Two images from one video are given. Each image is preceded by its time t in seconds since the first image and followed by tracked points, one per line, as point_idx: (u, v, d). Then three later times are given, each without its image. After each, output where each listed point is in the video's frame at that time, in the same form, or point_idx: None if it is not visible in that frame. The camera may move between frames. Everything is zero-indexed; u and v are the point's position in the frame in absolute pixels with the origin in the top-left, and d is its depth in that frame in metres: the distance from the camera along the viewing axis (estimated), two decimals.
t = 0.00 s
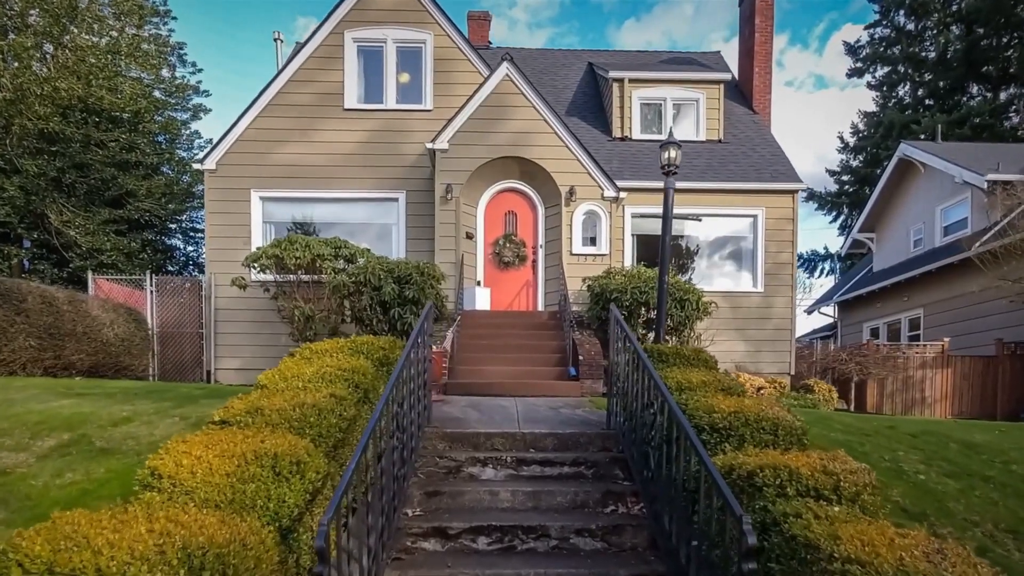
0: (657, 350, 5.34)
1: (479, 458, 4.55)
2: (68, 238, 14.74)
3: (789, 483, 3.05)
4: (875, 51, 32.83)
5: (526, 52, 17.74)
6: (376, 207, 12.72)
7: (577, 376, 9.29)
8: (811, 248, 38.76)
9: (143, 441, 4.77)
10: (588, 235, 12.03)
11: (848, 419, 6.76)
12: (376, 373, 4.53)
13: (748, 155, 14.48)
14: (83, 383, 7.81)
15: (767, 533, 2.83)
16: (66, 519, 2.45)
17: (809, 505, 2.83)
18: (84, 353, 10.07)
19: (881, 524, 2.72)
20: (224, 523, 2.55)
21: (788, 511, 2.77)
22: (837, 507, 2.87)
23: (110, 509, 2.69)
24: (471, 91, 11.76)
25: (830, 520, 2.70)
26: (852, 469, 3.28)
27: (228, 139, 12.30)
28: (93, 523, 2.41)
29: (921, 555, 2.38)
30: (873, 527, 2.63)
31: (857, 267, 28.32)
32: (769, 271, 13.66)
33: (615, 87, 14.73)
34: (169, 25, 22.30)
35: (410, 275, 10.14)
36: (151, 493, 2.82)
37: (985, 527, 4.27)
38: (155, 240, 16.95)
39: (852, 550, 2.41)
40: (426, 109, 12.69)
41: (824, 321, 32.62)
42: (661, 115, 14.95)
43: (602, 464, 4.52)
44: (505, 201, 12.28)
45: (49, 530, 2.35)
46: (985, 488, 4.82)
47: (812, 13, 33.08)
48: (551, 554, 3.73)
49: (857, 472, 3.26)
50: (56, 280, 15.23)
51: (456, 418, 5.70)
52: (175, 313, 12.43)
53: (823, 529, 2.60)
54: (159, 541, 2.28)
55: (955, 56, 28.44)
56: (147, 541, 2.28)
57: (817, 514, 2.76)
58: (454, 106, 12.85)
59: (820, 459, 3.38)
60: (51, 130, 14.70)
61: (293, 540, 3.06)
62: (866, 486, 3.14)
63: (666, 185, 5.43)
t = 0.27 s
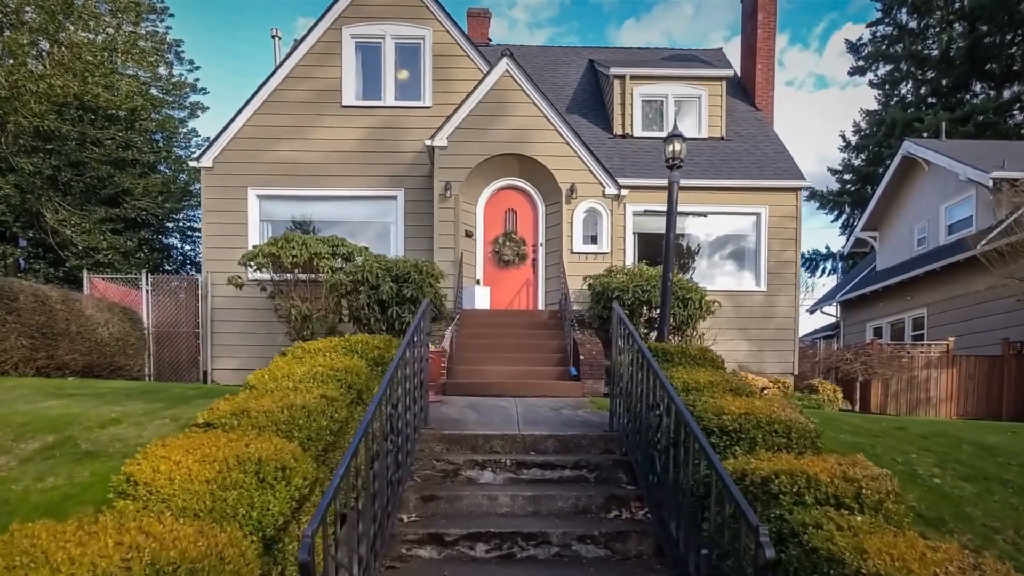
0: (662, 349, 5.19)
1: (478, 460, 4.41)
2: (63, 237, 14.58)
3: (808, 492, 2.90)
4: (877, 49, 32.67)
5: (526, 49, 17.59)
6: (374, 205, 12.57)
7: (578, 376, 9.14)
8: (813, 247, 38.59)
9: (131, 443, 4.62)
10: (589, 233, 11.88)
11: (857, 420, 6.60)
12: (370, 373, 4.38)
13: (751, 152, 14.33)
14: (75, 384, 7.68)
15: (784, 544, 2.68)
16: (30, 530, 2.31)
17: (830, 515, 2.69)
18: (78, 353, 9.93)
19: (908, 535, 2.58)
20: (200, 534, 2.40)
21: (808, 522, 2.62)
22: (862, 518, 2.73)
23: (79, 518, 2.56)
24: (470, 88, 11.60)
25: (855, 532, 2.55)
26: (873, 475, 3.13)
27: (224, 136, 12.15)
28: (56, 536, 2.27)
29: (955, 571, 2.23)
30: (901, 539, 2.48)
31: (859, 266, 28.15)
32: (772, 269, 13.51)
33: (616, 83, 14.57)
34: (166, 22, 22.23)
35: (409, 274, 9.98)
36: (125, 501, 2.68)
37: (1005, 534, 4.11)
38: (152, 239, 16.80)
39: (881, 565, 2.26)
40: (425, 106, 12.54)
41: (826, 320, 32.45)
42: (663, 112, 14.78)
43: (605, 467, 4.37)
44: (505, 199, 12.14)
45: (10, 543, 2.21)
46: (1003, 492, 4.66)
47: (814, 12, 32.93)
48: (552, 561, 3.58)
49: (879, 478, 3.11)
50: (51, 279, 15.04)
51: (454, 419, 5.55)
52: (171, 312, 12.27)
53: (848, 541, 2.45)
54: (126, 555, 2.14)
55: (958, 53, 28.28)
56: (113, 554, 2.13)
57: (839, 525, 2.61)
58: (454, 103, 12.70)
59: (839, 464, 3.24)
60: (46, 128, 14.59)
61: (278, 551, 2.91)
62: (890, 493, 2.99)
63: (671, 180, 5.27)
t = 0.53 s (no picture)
0: (667, 347, 5.01)
1: (474, 464, 4.23)
2: (58, 235, 14.41)
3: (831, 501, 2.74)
4: (879, 47, 32.47)
5: (526, 45, 17.40)
6: (371, 203, 12.38)
7: (579, 376, 8.95)
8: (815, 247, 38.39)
9: (114, 445, 4.45)
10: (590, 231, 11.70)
11: (868, 421, 6.42)
12: (362, 373, 4.22)
13: (755, 149, 14.14)
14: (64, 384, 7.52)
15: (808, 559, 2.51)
16: None
17: (858, 528, 2.52)
18: (70, 353, 9.75)
19: (946, 550, 2.41)
20: (166, 547, 2.25)
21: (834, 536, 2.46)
22: (892, 531, 2.56)
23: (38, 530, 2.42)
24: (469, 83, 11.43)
25: (887, 547, 2.39)
26: (901, 483, 2.95)
27: (220, 133, 11.98)
28: (8, 549, 2.12)
29: None
30: (939, 556, 2.31)
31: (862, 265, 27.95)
32: (776, 268, 13.32)
33: (618, 80, 14.38)
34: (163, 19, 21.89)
35: (406, 272, 9.82)
36: (89, 512, 2.54)
37: None
38: (149, 238, 16.62)
39: None
40: (423, 102, 12.37)
41: (829, 320, 32.24)
42: (664, 108, 14.59)
43: (608, 471, 4.19)
44: (504, 196, 11.95)
45: None
46: None
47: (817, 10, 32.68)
48: (552, 571, 3.40)
49: (907, 486, 2.94)
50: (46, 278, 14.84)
51: (451, 420, 5.37)
52: (165, 311, 12.09)
53: (882, 558, 2.28)
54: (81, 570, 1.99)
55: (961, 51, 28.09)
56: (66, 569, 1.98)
57: (868, 539, 2.44)
58: (452, 99, 12.51)
59: (862, 471, 3.06)
60: (41, 126, 14.47)
61: (254, 564, 2.76)
62: (920, 503, 2.82)
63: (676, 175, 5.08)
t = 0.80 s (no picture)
0: (671, 346, 4.87)
1: (472, 467, 4.10)
2: (53, 234, 14.28)
3: (853, 509, 2.61)
4: (881, 45, 32.31)
5: (526, 42, 17.26)
6: (369, 201, 12.24)
7: (580, 376, 8.81)
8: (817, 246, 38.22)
9: (99, 448, 4.31)
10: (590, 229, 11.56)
11: (876, 422, 6.28)
12: (355, 373, 4.09)
13: (757, 147, 14.00)
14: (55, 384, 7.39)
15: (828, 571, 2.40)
16: None
17: (883, 539, 2.40)
18: (63, 353, 9.61)
19: (977, 564, 2.29)
20: (133, 560, 2.12)
21: (858, 548, 2.34)
22: (921, 542, 2.44)
23: None
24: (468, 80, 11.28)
25: (916, 561, 2.26)
26: (924, 490, 2.83)
27: (216, 130, 11.85)
28: None
29: None
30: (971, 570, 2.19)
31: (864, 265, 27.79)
32: (778, 266, 13.18)
33: (618, 77, 14.24)
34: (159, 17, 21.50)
35: (404, 270, 9.69)
36: (54, 522, 2.41)
37: None
38: (145, 237, 16.49)
39: None
40: (422, 99, 12.23)
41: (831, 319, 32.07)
42: (666, 105, 14.44)
43: (610, 474, 4.06)
44: (504, 194, 11.80)
45: None
46: None
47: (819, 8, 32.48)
48: None
49: (931, 493, 2.81)
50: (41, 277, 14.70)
51: (448, 421, 5.23)
52: (161, 310, 11.95)
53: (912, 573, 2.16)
54: None
55: (964, 49, 27.94)
56: None
57: (895, 551, 2.32)
58: (451, 96, 12.37)
59: (883, 477, 2.94)
60: (36, 123, 14.35)
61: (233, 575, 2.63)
62: (946, 511, 2.70)
63: (680, 169, 4.92)
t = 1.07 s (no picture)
0: (676, 344, 4.71)
1: (469, 470, 3.94)
2: (48, 233, 14.14)
3: (880, 517, 2.46)
4: (882, 43, 32.16)
5: (525, 39, 17.09)
6: (367, 199, 12.09)
7: (581, 376, 8.65)
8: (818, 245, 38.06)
9: (83, 450, 4.15)
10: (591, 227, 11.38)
11: (885, 422, 6.12)
12: (347, 372, 3.95)
13: (759, 144, 13.85)
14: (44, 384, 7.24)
15: None
16: None
17: (914, 551, 2.26)
18: (55, 353, 9.47)
19: None
20: None
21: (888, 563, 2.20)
22: (956, 555, 2.29)
23: None
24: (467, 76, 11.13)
25: None
26: (955, 497, 2.68)
27: (211, 128, 11.69)
28: None
29: None
30: None
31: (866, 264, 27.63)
32: (781, 265, 13.02)
33: (619, 73, 14.07)
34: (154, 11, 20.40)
35: (402, 269, 9.56)
36: (11, 534, 2.26)
37: None
38: (142, 235, 16.35)
39: None
40: (420, 96, 12.08)
41: (833, 319, 31.91)
42: (667, 102, 14.26)
43: (613, 477, 3.90)
44: (503, 191, 11.66)
45: None
46: None
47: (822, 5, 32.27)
48: None
49: (963, 501, 2.66)
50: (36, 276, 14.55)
51: (445, 423, 5.07)
52: (155, 310, 11.78)
53: None
54: None
55: (966, 47, 27.78)
56: None
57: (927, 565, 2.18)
58: (450, 92, 12.21)
59: (909, 483, 2.79)
60: (30, 121, 14.20)
61: None
62: (980, 520, 2.54)
63: (684, 162, 4.75)
